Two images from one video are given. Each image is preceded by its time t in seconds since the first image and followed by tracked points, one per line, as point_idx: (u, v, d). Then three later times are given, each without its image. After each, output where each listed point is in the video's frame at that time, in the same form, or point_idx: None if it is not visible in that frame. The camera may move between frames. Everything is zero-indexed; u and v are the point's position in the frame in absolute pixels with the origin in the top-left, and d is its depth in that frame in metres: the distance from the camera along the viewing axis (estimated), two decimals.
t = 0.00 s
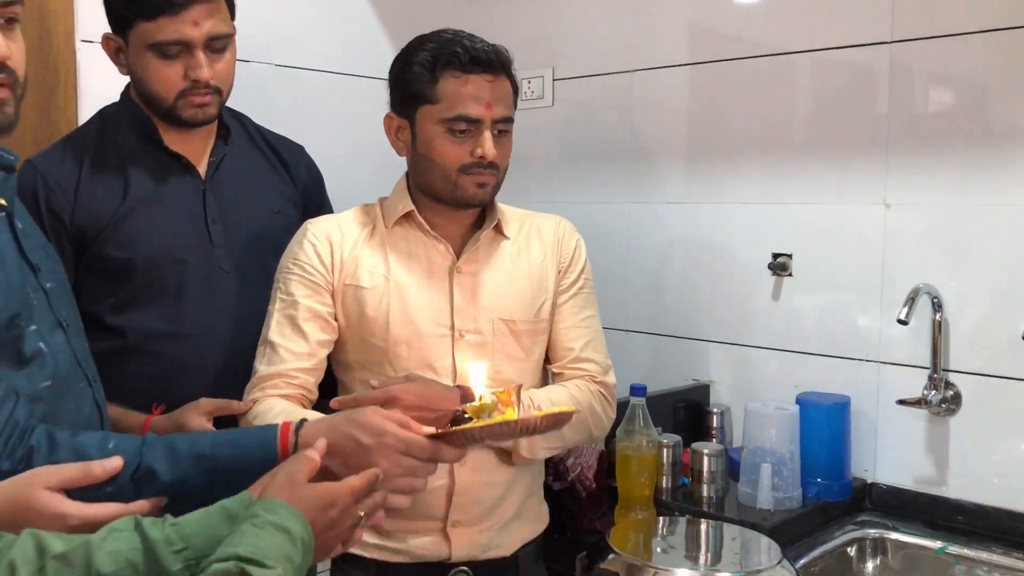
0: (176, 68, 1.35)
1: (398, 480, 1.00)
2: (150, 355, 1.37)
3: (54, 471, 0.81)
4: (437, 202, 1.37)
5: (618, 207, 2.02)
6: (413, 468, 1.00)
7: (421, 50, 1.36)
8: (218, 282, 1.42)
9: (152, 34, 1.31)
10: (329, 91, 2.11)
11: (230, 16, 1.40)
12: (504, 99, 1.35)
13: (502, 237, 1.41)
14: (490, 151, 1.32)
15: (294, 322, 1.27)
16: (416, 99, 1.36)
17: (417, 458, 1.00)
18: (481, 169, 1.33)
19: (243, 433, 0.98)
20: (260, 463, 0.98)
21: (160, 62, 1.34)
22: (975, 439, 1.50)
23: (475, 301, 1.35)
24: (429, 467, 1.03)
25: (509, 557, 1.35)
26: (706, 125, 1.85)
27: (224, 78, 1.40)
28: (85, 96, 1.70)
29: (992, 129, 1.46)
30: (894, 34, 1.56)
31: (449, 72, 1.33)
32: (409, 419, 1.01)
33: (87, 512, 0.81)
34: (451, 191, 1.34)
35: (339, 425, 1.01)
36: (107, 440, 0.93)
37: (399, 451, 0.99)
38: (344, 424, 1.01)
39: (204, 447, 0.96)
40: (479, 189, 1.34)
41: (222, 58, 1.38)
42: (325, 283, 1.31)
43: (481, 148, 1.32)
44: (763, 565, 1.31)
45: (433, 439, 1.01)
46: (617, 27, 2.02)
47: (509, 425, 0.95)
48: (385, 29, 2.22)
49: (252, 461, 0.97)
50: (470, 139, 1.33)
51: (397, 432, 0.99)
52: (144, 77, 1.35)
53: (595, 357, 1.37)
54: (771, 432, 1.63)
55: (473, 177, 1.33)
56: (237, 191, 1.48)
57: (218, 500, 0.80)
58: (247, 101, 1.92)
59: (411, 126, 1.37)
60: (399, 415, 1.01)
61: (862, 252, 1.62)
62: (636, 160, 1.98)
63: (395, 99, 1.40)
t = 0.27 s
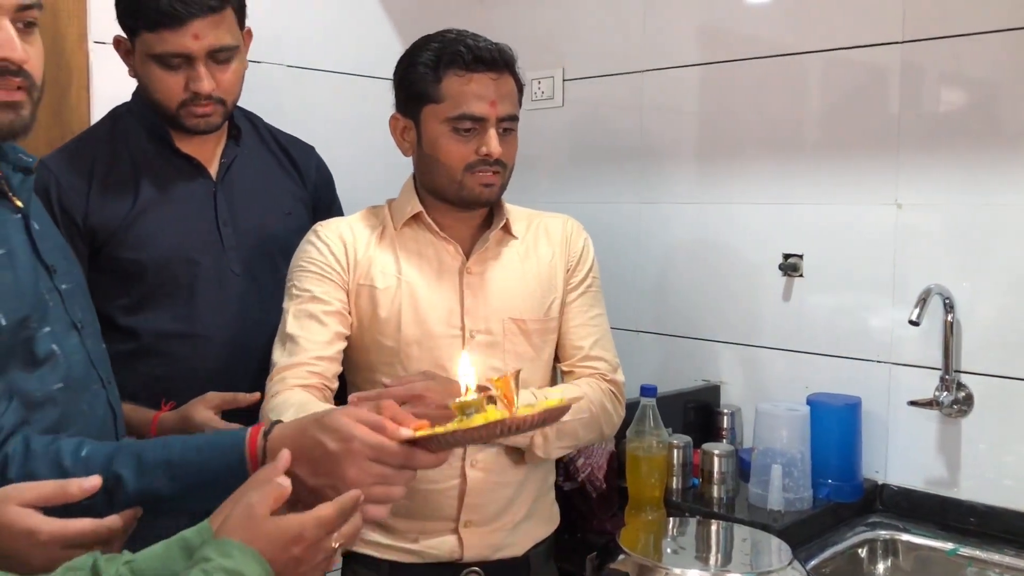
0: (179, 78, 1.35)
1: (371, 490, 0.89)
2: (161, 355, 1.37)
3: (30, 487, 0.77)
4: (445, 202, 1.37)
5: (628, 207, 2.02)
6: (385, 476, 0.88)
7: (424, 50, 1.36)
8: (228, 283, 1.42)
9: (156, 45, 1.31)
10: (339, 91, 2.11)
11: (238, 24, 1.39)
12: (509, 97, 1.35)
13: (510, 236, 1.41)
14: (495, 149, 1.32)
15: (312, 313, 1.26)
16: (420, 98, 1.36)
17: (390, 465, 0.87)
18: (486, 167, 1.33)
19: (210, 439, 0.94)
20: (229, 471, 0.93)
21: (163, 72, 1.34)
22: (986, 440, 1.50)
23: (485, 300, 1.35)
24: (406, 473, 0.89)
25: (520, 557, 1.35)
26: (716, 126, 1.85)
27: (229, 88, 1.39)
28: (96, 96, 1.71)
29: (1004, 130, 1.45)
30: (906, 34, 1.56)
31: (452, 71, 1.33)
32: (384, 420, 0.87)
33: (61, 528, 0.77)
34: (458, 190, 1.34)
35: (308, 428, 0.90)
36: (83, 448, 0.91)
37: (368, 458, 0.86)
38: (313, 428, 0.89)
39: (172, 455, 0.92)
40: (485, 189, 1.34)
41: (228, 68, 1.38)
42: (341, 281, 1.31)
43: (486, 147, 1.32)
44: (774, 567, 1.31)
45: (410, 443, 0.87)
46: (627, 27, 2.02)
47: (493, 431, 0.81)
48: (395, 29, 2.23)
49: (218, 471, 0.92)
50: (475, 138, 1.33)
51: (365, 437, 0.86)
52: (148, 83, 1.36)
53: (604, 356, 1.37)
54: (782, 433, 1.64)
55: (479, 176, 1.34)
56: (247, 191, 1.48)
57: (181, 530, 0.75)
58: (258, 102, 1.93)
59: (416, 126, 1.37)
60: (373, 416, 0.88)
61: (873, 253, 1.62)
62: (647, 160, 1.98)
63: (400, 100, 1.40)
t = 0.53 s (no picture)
0: (191, 83, 1.36)
1: None
2: (173, 357, 1.39)
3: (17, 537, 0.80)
4: (458, 202, 1.38)
5: (639, 208, 2.02)
6: None
7: (440, 50, 1.36)
8: (239, 285, 1.43)
9: (169, 49, 1.33)
10: (350, 93, 2.12)
11: (251, 29, 1.40)
12: (523, 98, 1.35)
13: (523, 237, 1.41)
14: (508, 149, 1.32)
15: (327, 316, 1.27)
16: (434, 98, 1.36)
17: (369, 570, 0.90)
18: (500, 168, 1.34)
19: (204, 510, 0.93)
20: (214, 547, 0.92)
21: (176, 76, 1.35)
22: (999, 442, 1.49)
23: (498, 300, 1.36)
24: None
25: (530, 559, 1.35)
26: (727, 126, 1.84)
27: (241, 93, 1.40)
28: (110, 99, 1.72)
29: (1016, 130, 1.44)
30: (917, 34, 1.55)
31: (467, 71, 1.34)
32: (371, 523, 0.91)
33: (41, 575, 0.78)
34: (471, 190, 1.34)
35: (294, 519, 0.92)
36: (76, 487, 0.91)
37: (349, 563, 0.90)
38: (299, 521, 0.92)
39: (159, 517, 0.91)
40: (498, 189, 1.35)
41: (240, 72, 1.38)
42: (355, 282, 1.32)
43: (500, 147, 1.33)
44: (785, 568, 1.30)
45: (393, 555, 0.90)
46: (637, 27, 2.02)
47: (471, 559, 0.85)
48: (406, 30, 2.23)
49: (200, 546, 0.91)
50: (489, 138, 1.34)
51: (349, 541, 0.89)
52: (161, 87, 1.37)
53: (614, 358, 1.37)
54: (792, 434, 1.62)
55: (492, 176, 1.34)
56: (260, 192, 1.49)
57: None
58: (269, 104, 1.94)
59: (430, 126, 1.38)
60: (362, 519, 0.91)
61: (885, 254, 1.61)
62: (657, 160, 1.98)
63: (414, 100, 1.40)
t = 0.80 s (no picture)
0: (204, 85, 1.37)
1: None
2: (184, 358, 1.40)
3: (63, 536, 0.81)
4: (471, 202, 1.38)
5: (650, 208, 2.02)
6: None
7: (455, 51, 1.37)
8: (249, 286, 1.44)
9: (181, 52, 1.34)
10: (361, 94, 2.12)
11: (263, 30, 1.40)
12: (538, 99, 1.36)
13: (537, 239, 1.42)
14: (523, 150, 1.33)
15: (335, 324, 1.29)
16: (449, 99, 1.36)
17: None
18: (515, 169, 1.34)
19: (247, 519, 0.98)
20: (257, 555, 0.98)
21: (188, 79, 1.36)
22: (1012, 444, 1.48)
23: (512, 303, 1.36)
24: None
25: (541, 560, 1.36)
26: (738, 125, 1.84)
27: (254, 95, 1.41)
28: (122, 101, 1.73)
29: None
30: (929, 33, 1.54)
31: (482, 72, 1.34)
32: (408, 539, 0.99)
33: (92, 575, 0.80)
34: (485, 190, 1.35)
35: (337, 535, 0.99)
36: (121, 491, 0.94)
37: None
38: (343, 537, 0.99)
39: (206, 526, 0.96)
40: (512, 190, 1.35)
41: (253, 74, 1.39)
42: (365, 284, 1.32)
43: (514, 148, 1.33)
44: (796, 569, 1.30)
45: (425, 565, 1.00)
46: (648, 27, 2.01)
47: None
48: (417, 30, 2.24)
49: (246, 552, 0.97)
50: (503, 139, 1.34)
51: (392, 560, 0.97)
52: (173, 89, 1.38)
53: (627, 361, 1.38)
54: (804, 435, 1.63)
55: (506, 177, 1.34)
56: (272, 194, 1.50)
57: None
58: (281, 105, 1.95)
59: (445, 127, 1.38)
60: (400, 536, 0.99)
61: (897, 254, 1.60)
62: (668, 160, 1.98)
63: (429, 101, 1.41)
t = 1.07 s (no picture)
0: (215, 80, 1.37)
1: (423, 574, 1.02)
2: (192, 358, 1.40)
3: (107, 518, 0.85)
4: (480, 203, 1.38)
5: (659, 208, 2.02)
6: (435, 564, 1.02)
7: (463, 52, 1.37)
8: (257, 286, 1.44)
9: (191, 48, 1.35)
10: (371, 94, 2.13)
11: (273, 25, 1.42)
12: (547, 99, 1.36)
13: (546, 239, 1.42)
14: (531, 150, 1.33)
15: (341, 326, 1.30)
16: (458, 99, 1.37)
17: (438, 559, 1.01)
18: (523, 169, 1.34)
19: (281, 497, 1.02)
20: (294, 530, 1.02)
21: (199, 74, 1.37)
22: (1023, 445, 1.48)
23: (520, 304, 1.36)
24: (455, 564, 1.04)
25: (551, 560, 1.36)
26: (748, 126, 1.84)
27: (265, 90, 1.41)
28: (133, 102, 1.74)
29: None
30: (941, 33, 1.54)
31: (490, 72, 1.34)
32: (437, 514, 1.02)
33: (133, 555, 0.83)
34: (493, 191, 1.35)
35: (367, 511, 1.02)
36: (155, 475, 0.97)
37: (423, 552, 1.00)
38: (375, 513, 1.01)
39: (242, 504, 1.00)
40: (520, 190, 1.35)
41: (263, 68, 1.40)
42: (371, 286, 1.33)
43: (523, 148, 1.33)
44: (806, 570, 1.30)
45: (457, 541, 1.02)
46: (658, 27, 2.01)
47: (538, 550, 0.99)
48: (427, 31, 2.24)
49: (282, 529, 1.01)
50: (512, 139, 1.34)
51: (425, 533, 0.99)
52: (185, 87, 1.39)
53: (637, 363, 1.37)
54: (814, 435, 1.63)
55: (514, 177, 1.34)
56: (281, 194, 1.50)
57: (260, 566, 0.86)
58: (290, 105, 1.95)
59: (453, 127, 1.38)
60: (429, 509, 1.02)
61: (908, 255, 1.60)
62: (678, 160, 1.98)
63: (438, 101, 1.41)
